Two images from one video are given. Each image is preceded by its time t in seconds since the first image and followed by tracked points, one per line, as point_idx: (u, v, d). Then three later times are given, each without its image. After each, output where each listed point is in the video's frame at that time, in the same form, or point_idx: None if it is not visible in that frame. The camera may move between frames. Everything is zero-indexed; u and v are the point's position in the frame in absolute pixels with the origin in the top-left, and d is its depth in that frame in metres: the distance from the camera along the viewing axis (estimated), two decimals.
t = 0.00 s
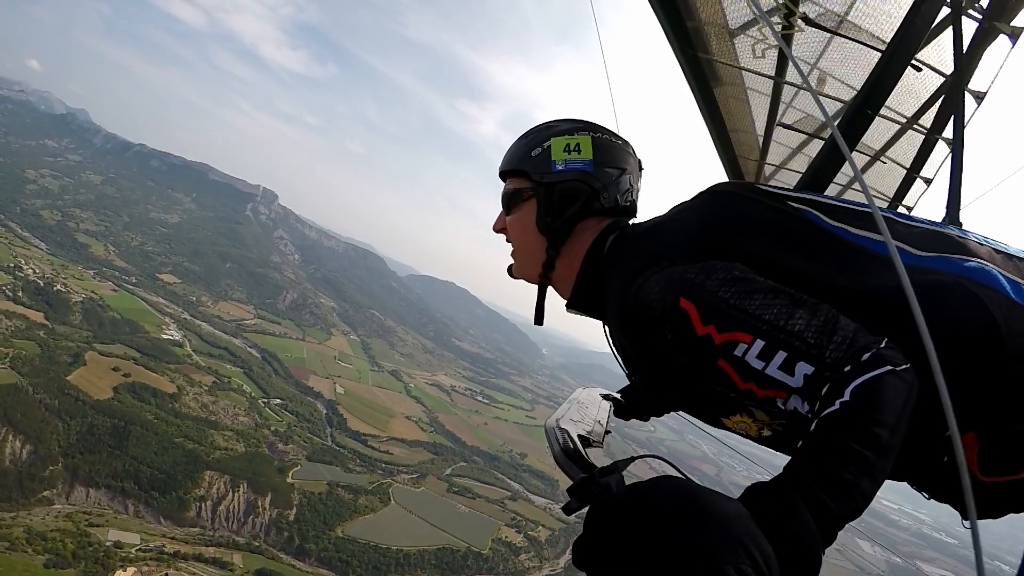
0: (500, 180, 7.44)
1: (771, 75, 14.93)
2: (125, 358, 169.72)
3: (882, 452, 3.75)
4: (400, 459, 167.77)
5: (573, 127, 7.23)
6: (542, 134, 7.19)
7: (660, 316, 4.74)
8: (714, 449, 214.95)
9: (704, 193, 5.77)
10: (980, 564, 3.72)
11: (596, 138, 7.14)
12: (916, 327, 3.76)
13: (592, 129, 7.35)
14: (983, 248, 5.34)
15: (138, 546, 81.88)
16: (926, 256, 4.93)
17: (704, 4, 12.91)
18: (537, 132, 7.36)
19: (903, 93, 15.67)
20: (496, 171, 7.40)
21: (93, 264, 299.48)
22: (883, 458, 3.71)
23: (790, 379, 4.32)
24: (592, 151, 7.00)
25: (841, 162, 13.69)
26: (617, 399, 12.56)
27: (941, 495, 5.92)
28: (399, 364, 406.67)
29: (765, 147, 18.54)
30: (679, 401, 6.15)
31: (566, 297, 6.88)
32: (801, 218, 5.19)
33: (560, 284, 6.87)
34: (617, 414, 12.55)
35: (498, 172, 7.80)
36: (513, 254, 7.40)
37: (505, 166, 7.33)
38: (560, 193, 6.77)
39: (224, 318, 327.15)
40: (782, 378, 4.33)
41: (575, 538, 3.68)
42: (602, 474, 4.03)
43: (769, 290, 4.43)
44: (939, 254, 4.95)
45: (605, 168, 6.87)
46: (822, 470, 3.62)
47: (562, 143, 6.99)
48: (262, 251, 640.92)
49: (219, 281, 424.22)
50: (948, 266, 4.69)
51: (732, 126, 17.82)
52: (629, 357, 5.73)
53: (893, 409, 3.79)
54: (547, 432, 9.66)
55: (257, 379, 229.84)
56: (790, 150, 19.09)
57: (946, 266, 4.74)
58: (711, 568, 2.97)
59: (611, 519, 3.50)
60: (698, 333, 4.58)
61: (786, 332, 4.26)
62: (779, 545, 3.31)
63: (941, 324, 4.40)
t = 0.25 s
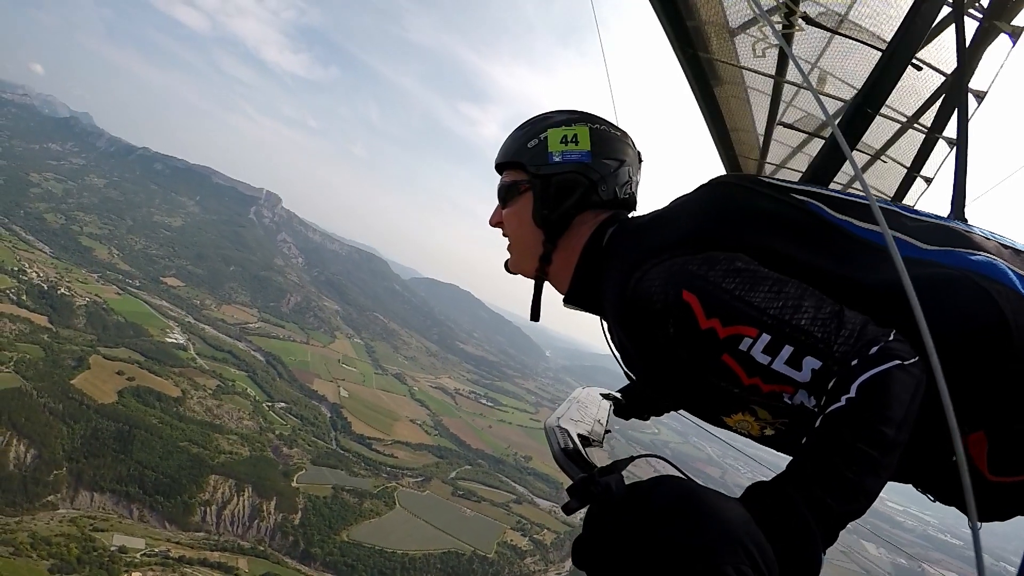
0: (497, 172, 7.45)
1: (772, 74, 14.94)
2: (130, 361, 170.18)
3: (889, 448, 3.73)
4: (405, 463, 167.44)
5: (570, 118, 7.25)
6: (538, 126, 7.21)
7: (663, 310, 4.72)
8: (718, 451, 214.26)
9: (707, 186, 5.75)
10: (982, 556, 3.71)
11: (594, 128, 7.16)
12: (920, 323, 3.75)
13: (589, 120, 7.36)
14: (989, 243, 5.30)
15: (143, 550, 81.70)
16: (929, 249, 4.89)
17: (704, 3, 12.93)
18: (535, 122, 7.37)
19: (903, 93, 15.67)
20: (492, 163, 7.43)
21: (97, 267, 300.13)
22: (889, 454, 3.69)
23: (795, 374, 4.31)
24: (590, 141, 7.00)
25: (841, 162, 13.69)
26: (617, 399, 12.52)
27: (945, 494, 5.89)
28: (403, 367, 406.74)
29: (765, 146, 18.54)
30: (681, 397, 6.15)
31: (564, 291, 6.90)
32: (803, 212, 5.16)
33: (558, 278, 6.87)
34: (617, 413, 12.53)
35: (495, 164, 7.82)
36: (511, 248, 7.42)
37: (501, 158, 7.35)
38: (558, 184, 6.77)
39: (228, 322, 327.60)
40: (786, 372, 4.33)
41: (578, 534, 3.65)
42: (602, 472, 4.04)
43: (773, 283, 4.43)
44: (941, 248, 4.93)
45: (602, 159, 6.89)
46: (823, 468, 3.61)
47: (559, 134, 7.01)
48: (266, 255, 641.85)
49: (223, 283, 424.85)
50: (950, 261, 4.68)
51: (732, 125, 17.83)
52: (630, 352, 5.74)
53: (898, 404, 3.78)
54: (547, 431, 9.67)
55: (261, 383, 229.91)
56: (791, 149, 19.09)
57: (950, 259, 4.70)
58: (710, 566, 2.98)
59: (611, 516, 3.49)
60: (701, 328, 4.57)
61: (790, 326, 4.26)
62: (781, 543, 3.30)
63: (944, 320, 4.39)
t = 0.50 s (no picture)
0: (502, 181, 7.46)
1: (771, 75, 14.99)
2: (134, 371, 170.43)
3: (893, 458, 3.74)
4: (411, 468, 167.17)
5: (578, 126, 7.27)
6: (545, 134, 7.21)
7: (669, 319, 4.72)
8: (724, 451, 213.57)
9: (713, 194, 5.75)
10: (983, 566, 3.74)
11: (602, 137, 7.17)
12: (926, 330, 3.76)
13: (595, 128, 7.38)
14: (993, 247, 5.30)
15: (151, 561, 81.48)
16: (933, 256, 4.89)
17: (705, 3, 12.93)
18: (544, 131, 7.41)
19: (903, 94, 15.70)
20: (499, 170, 7.40)
21: (100, 277, 301.00)
22: (893, 464, 3.71)
23: (800, 385, 4.34)
24: (596, 150, 7.04)
25: (841, 162, 13.70)
26: (617, 398, 12.51)
27: (946, 499, 5.90)
28: (407, 372, 406.84)
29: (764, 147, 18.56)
30: (684, 402, 6.16)
31: (569, 296, 6.90)
32: (810, 218, 5.14)
33: (565, 285, 6.88)
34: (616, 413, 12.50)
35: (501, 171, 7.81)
36: (517, 255, 7.42)
37: (509, 166, 7.37)
38: (566, 192, 6.78)
39: (232, 330, 328.04)
40: (792, 383, 4.34)
41: (579, 534, 3.63)
42: (605, 475, 4.05)
43: (776, 294, 4.44)
44: (947, 254, 4.91)
45: (611, 167, 6.91)
46: (829, 477, 3.62)
47: (566, 143, 7.01)
48: (269, 262, 642.99)
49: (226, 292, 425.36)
50: (959, 268, 4.64)
51: (731, 126, 17.87)
52: (635, 359, 5.74)
53: (901, 415, 3.80)
54: (547, 431, 9.66)
55: (266, 391, 230.04)
56: (790, 149, 19.10)
57: (958, 265, 4.68)
58: (712, 567, 2.97)
59: (612, 517, 3.46)
60: (708, 338, 4.55)
61: (794, 336, 4.28)
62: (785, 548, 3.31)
63: (951, 327, 4.38)
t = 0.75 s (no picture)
0: (500, 182, 7.46)
1: (771, 74, 14.99)
2: (139, 378, 170.57)
3: (884, 455, 3.78)
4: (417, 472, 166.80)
5: (574, 127, 7.29)
6: (542, 135, 7.20)
7: (663, 317, 4.76)
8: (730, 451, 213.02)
9: (707, 193, 5.76)
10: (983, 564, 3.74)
11: (598, 137, 7.15)
12: (921, 335, 3.78)
13: (592, 128, 7.36)
14: (989, 248, 5.29)
15: (158, 568, 81.17)
16: (928, 256, 4.90)
17: (704, 4, 12.96)
18: (542, 132, 7.39)
19: (903, 94, 15.69)
20: (497, 172, 7.40)
21: (104, 284, 301.72)
22: (883, 463, 3.74)
23: (793, 383, 4.36)
24: (593, 150, 7.02)
25: (840, 163, 13.71)
26: (617, 399, 12.49)
27: (944, 496, 5.90)
28: (412, 376, 406.69)
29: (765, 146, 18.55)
30: (680, 401, 6.19)
31: (566, 296, 6.94)
32: (806, 219, 5.14)
33: (563, 285, 6.88)
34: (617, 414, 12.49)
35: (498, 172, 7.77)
36: (516, 255, 7.42)
37: (506, 165, 7.35)
38: (564, 193, 6.78)
39: (236, 336, 328.47)
40: (786, 381, 4.37)
41: (578, 533, 3.63)
42: (603, 475, 4.08)
43: (771, 290, 4.47)
44: (942, 255, 4.93)
45: (607, 168, 6.91)
46: (822, 474, 3.63)
47: (562, 143, 7.02)
48: (272, 268, 644.16)
49: (229, 298, 426.15)
50: (950, 268, 4.69)
51: (732, 126, 17.85)
52: (630, 358, 5.78)
53: (894, 413, 3.83)
54: (548, 432, 9.66)
55: (270, 396, 230.13)
56: (791, 149, 19.10)
57: (949, 266, 4.73)
58: (711, 567, 2.97)
59: (611, 518, 3.45)
60: (702, 336, 4.59)
61: (786, 334, 4.31)
62: (781, 548, 3.32)
63: (943, 326, 4.41)
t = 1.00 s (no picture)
0: (493, 176, 7.41)
1: (771, 74, 15.05)
2: (143, 387, 170.48)
3: (880, 453, 3.78)
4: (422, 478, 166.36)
5: (569, 122, 7.33)
6: (536, 129, 7.24)
7: (658, 312, 4.77)
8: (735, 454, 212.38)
9: (700, 187, 5.78)
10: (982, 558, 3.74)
11: (589, 133, 7.28)
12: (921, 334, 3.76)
13: (584, 124, 7.46)
14: (984, 247, 5.29)
15: None
16: (921, 253, 4.91)
17: (704, 4, 13.01)
18: (535, 126, 7.41)
19: (904, 94, 15.71)
20: (489, 167, 7.35)
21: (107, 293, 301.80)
22: (879, 459, 3.74)
23: (784, 378, 4.41)
24: (587, 145, 7.14)
25: (840, 162, 13.75)
26: (617, 398, 12.51)
27: (940, 492, 5.93)
28: (416, 381, 406.66)
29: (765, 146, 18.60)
30: (674, 397, 6.24)
31: (564, 293, 6.92)
32: (798, 217, 5.16)
33: (560, 282, 6.91)
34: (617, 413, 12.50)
35: (487, 168, 7.71)
36: (509, 254, 7.39)
37: (496, 160, 7.30)
38: (561, 188, 6.83)
39: (239, 344, 328.32)
40: (778, 375, 4.39)
41: (577, 533, 3.68)
42: (605, 473, 4.10)
43: (765, 287, 4.50)
44: (934, 250, 4.95)
45: (602, 162, 7.04)
46: (819, 470, 3.63)
47: (560, 138, 7.07)
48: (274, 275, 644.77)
49: (232, 306, 426.25)
50: (942, 263, 4.71)
51: (732, 126, 17.88)
52: (625, 354, 5.82)
53: (887, 411, 3.83)
54: (548, 431, 9.67)
55: (274, 404, 229.79)
56: (791, 149, 19.16)
57: (940, 262, 4.75)
58: (711, 567, 2.96)
59: (609, 517, 3.48)
60: (696, 329, 4.63)
61: (779, 328, 4.33)
62: (779, 546, 3.32)
63: (938, 323, 4.44)
